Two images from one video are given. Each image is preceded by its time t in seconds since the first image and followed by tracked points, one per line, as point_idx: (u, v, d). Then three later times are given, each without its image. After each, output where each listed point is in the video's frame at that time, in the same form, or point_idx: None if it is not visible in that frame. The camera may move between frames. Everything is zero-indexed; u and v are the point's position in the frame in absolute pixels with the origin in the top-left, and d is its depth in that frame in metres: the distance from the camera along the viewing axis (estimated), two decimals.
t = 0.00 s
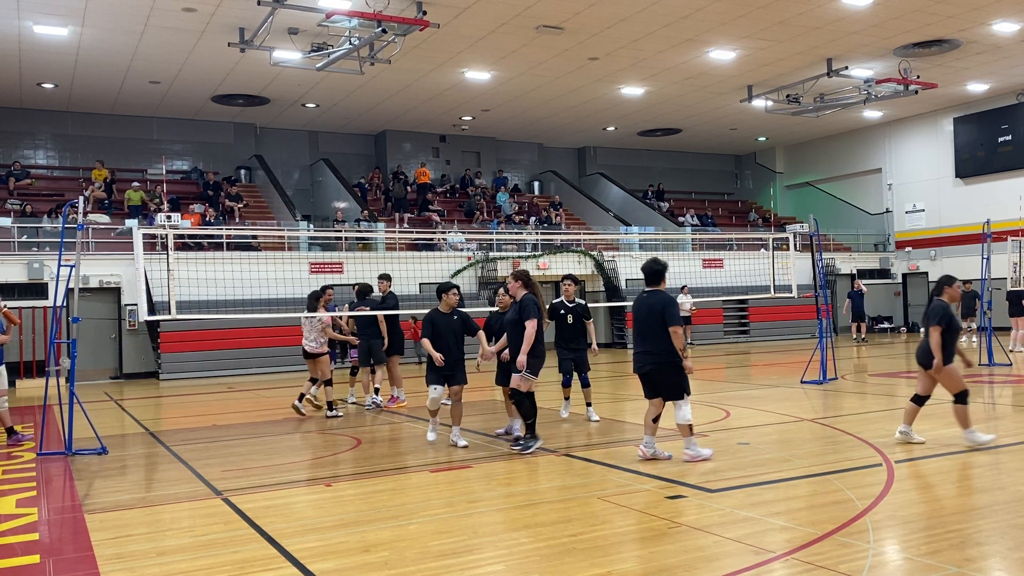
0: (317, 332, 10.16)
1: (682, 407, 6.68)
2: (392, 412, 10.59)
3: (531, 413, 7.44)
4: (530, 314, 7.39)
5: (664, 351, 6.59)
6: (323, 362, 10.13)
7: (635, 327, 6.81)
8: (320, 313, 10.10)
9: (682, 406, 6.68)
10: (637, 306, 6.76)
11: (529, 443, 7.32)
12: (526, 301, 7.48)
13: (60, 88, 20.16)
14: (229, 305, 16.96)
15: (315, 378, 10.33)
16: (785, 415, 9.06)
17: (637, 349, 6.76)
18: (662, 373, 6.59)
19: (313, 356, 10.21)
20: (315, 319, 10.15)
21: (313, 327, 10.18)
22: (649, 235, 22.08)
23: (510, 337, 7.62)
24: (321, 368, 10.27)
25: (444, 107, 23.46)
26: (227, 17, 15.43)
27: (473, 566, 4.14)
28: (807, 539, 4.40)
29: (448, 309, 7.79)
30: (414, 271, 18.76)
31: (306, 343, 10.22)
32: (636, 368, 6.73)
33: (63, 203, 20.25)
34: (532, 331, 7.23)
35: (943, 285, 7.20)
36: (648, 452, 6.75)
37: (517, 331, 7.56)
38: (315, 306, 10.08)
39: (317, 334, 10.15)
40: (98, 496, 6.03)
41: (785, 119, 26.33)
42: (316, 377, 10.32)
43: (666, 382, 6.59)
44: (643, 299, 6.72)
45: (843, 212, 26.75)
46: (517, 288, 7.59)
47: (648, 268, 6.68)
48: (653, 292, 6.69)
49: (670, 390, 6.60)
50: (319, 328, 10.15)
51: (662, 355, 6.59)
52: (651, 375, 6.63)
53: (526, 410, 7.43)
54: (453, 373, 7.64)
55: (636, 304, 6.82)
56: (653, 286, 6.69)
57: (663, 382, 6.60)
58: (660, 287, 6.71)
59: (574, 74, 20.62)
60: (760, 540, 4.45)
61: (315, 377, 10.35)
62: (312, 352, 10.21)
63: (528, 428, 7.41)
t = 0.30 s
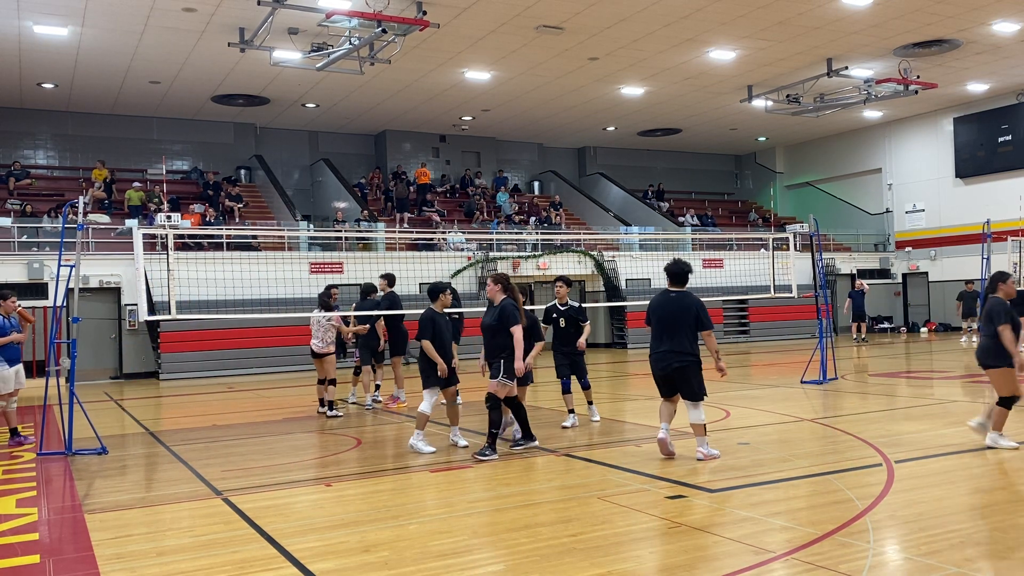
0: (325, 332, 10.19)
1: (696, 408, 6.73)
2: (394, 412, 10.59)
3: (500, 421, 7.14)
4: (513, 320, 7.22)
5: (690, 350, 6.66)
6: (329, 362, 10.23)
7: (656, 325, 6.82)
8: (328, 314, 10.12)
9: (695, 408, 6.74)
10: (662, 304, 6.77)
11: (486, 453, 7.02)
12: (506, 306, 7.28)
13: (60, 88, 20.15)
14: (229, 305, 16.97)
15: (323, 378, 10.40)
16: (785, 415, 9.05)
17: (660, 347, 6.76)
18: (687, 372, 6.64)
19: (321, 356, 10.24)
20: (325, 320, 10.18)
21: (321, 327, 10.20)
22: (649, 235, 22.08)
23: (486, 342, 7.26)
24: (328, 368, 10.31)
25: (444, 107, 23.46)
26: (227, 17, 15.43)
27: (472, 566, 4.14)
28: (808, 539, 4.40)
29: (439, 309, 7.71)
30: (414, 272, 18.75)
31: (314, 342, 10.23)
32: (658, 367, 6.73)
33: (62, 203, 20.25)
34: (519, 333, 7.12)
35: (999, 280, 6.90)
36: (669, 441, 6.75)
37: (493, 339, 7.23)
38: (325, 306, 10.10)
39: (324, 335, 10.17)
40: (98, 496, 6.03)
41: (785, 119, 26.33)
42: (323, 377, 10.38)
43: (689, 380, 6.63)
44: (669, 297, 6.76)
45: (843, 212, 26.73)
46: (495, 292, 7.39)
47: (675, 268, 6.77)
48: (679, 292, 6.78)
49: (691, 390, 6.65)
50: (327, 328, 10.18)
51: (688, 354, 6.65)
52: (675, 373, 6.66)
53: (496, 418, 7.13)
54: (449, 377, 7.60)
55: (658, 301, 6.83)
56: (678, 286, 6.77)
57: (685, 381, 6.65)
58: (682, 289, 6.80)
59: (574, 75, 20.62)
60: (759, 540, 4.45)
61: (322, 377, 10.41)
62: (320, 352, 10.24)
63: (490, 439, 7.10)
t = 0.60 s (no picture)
0: (326, 331, 10.20)
1: (696, 405, 6.79)
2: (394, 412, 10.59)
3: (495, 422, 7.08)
4: (487, 318, 7.04)
5: (695, 350, 6.73)
6: (332, 361, 10.24)
7: (658, 327, 6.80)
8: (327, 312, 10.18)
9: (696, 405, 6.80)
10: (663, 307, 6.77)
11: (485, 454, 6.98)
12: (483, 303, 7.09)
13: (60, 88, 20.15)
14: (229, 305, 16.96)
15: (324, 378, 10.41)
16: (785, 415, 9.06)
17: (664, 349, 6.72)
18: (695, 371, 6.69)
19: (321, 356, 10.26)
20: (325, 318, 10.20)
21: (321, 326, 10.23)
22: (649, 235, 22.07)
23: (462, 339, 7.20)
24: (329, 367, 10.31)
25: (444, 107, 23.46)
26: (227, 17, 15.42)
27: (472, 567, 4.14)
28: (808, 539, 4.40)
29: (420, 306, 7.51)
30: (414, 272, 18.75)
31: (316, 342, 10.25)
32: (664, 368, 6.69)
33: (61, 203, 20.25)
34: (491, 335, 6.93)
35: None
36: (670, 449, 6.98)
37: (470, 335, 7.15)
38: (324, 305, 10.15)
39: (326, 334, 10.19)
40: (99, 496, 6.03)
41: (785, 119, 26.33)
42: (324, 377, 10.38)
43: (695, 379, 6.69)
44: (671, 299, 6.78)
45: (843, 212, 26.72)
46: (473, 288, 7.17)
47: (672, 269, 6.77)
48: (678, 293, 6.82)
49: (697, 389, 6.72)
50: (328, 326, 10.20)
51: (694, 354, 6.71)
52: (683, 374, 6.68)
53: (491, 420, 7.05)
54: (428, 376, 7.37)
55: (657, 303, 6.81)
56: (678, 287, 6.81)
57: (691, 381, 6.70)
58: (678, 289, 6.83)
59: (574, 75, 20.63)
60: (759, 540, 4.45)
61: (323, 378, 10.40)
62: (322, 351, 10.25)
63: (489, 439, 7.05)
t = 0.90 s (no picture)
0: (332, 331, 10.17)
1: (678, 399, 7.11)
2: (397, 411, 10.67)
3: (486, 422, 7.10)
4: (458, 322, 6.90)
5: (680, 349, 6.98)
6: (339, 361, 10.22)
7: (654, 327, 6.84)
8: (330, 312, 10.25)
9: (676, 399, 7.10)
10: (659, 306, 6.87)
11: (423, 459, 6.86)
12: (455, 307, 6.97)
13: (60, 88, 20.15)
14: (229, 305, 16.95)
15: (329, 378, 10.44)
16: (785, 415, 9.05)
17: (662, 348, 6.80)
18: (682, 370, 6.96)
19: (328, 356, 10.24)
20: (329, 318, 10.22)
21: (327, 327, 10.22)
22: (649, 235, 22.06)
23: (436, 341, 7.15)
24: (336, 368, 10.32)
25: (444, 107, 23.45)
26: (227, 17, 15.42)
27: (472, 566, 4.13)
28: (807, 539, 4.40)
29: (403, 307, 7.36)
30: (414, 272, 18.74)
31: (322, 342, 10.19)
32: (665, 366, 6.79)
33: (61, 203, 20.25)
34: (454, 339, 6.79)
35: None
36: (672, 447, 6.99)
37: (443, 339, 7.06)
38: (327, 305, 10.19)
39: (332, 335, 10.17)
40: (98, 496, 6.03)
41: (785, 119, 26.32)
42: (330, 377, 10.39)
43: (681, 377, 6.97)
44: (663, 299, 6.92)
45: (843, 212, 26.70)
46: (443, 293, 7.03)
47: (658, 271, 6.98)
48: (663, 294, 7.00)
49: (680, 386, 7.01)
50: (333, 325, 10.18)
51: (681, 353, 6.96)
52: (677, 372, 6.89)
53: (482, 420, 7.10)
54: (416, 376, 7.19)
55: (651, 302, 6.87)
56: (662, 288, 7.01)
57: (678, 378, 6.96)
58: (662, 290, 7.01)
59: (574, 75, 20.62)
60: (759, 540, 4.45)
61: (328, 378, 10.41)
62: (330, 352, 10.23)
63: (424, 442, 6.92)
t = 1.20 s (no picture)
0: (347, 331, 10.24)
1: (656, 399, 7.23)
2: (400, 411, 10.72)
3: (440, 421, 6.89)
4: (424, 319, 6.96)
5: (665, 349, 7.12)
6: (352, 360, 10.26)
7: (654, 325, 6.90)
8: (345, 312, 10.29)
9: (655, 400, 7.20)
10: (656, 304, 6.94)
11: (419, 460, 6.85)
12: (421, 304, 6.99)
13: (60, 88, 20.15)
14: (229, 305, 16.94)
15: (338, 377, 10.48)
16: (785, 415, 9.05)
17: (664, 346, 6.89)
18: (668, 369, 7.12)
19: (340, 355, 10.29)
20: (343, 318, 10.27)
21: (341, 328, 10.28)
22: (649, 235, 22.04)
23: (399, 341, 7.11)
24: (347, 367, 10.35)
25: (444, 107, 23.44)
26: (227, 17, 15.43)
27: (472, 566, 4.14)
28: (808, 539, 4.40)
29: (390, 308, 7.45)
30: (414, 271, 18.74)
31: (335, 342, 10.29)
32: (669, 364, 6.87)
33: (60, 203, 20.26)
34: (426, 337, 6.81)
35: None
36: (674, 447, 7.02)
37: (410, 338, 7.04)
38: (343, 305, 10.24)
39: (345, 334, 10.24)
40: (98, 496, 6.03)
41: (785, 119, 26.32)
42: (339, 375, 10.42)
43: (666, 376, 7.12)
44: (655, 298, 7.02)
45: (844, 212, 26.69)
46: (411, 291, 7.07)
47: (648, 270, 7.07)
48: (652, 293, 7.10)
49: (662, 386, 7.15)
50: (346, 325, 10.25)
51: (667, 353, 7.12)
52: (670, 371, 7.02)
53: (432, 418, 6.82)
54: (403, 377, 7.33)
55: (650, 300, 6.92)
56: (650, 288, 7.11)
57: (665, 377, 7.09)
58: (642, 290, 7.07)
59: (574, 75, 20.63)
60: (759, 540, 4.45)
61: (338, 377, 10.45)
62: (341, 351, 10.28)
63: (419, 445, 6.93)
